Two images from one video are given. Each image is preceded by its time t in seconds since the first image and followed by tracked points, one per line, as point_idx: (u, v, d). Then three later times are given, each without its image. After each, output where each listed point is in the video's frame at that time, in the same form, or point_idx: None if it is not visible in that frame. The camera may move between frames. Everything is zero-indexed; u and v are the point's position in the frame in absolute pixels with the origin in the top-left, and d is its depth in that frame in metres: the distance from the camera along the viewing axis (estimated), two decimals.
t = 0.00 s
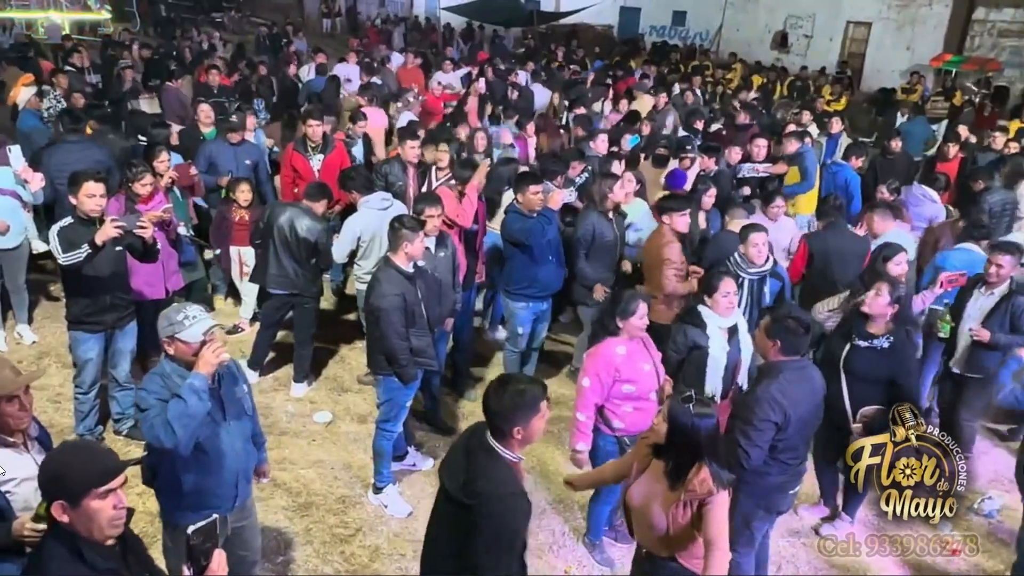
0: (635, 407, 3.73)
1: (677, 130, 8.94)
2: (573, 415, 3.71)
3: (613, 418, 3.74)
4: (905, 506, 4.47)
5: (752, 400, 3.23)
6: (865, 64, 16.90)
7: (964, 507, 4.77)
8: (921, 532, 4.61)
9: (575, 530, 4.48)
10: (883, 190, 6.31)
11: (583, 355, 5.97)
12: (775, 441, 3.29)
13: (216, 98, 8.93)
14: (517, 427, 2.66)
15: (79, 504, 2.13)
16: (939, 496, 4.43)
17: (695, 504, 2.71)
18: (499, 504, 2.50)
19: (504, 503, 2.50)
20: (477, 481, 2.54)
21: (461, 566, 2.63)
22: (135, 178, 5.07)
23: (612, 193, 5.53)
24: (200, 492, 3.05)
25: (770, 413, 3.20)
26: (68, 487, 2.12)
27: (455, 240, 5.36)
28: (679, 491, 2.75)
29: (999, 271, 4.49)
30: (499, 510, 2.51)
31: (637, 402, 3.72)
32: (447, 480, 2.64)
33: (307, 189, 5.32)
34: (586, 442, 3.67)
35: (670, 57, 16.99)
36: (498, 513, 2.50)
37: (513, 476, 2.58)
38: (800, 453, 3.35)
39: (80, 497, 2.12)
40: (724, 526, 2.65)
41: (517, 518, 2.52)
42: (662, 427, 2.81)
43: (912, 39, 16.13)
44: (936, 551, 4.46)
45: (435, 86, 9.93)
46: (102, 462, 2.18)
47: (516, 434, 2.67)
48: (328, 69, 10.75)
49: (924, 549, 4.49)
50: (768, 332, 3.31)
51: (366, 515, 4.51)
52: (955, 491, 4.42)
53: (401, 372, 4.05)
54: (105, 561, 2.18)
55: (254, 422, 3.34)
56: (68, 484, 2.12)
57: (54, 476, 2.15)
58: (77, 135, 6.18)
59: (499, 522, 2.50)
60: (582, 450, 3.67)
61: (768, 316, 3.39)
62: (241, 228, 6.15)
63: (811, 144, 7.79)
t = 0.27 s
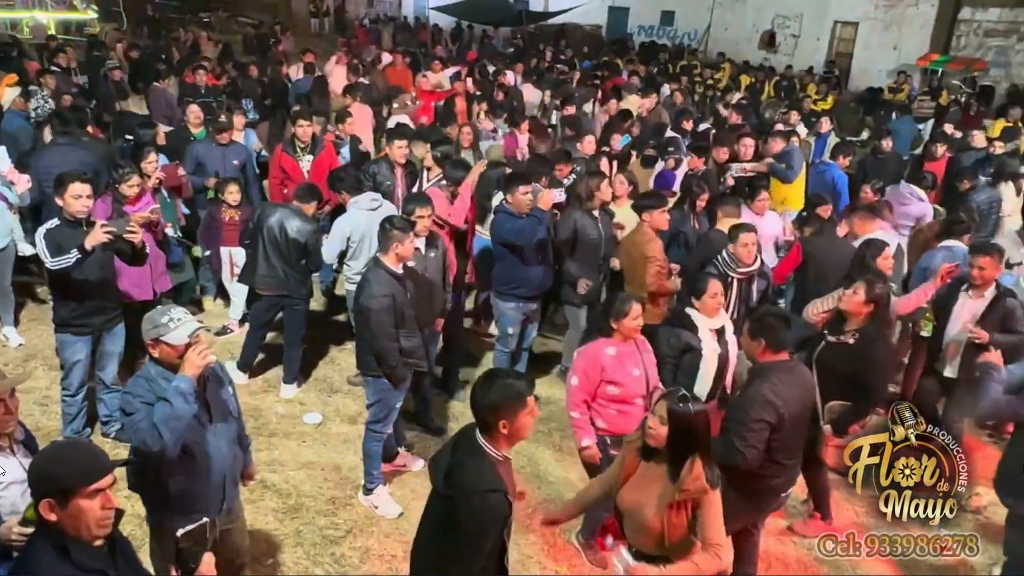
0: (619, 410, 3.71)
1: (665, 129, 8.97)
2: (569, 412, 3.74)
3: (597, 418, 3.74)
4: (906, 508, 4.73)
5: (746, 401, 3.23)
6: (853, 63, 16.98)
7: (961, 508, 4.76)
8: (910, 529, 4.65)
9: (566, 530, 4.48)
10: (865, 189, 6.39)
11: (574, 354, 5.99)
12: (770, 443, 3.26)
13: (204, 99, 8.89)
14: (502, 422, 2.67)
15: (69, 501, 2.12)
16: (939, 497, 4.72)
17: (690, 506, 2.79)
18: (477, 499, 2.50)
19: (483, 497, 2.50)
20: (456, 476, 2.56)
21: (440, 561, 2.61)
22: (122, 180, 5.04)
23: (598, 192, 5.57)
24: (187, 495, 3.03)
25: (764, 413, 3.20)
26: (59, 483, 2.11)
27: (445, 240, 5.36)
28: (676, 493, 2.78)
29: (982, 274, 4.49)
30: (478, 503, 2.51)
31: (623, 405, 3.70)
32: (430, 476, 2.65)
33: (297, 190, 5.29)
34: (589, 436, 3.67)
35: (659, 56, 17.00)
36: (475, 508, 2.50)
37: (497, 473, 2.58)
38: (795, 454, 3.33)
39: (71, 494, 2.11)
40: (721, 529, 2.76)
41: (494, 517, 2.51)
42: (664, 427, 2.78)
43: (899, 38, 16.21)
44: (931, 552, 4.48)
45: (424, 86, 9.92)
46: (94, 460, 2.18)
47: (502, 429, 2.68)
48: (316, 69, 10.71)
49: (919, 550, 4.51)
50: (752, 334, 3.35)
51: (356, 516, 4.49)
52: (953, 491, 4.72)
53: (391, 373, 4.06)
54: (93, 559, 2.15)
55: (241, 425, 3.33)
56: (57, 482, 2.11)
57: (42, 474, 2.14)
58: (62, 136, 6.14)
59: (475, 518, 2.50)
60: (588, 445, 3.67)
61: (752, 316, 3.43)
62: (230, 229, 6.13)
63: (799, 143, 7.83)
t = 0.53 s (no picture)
0: (611, 410, 3.73)
1: (652, 129, 8.99)
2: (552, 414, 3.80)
3: (589, 419, 3.75)
4: (906, 508, 4.76)
5: (727, 395, 3.25)
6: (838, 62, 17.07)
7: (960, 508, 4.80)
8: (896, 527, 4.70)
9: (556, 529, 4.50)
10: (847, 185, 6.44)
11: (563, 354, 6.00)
12: (749, 437, 3.29)
13: (190, 99, 8.84)
14: (497, 431, 2.66)
15: (42, 513, 2.10)
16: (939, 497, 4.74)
17: (680, 502, 2.80)
18: (477, 510, 2.51)
19: (484, 507, 2.51)
20: (455, 487, 2.56)
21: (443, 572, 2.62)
22: (106, 181, 5.00)
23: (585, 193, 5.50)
24: (175, 497, 3.03)
25: (743, 409, 3.22)
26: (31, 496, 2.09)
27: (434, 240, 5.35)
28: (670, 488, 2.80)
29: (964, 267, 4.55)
30: (481, 513, 2.52)
31: (615, 405, 3.72)
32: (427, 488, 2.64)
33: (284, 191, 5.28)
34: (561, 440, 3.75)
35: (646, 56, 17.02)
36: (476, 518, 2.50)
37: (493, 483, 2.59)
38: (776, 451, 3.36)
39: (43, 507, 2.10)
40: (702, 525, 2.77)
41: (494, 529, 2.52)
42: (659, 425, 2.77)
43: (883, 37, 16.31)
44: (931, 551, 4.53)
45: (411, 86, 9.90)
46: (69, 470, 2.17)
47: (497, 438, 2.68)
48: (302, 68, 10.67)
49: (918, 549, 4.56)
50: (746, 329, 3.33)
51: (346, 517, 4.48)
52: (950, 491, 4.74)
53: (380, 374, 4.05)
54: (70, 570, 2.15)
55: (229, 426, 3.31)
56: (33, 491, 2.09)
57: (19, 480, 2.12)
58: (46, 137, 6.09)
59: (476, 530, 2.51)
60: (558, 448, 3.76)
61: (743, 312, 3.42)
62: (218, 229, 6.10)
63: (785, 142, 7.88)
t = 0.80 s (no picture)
0: (605, 415, 3.75)
1: (638, 128, 9.01)
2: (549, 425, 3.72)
3: (583, 425, 3.75)
4: (905, 508, 4.87)
5: (703, 398, 3.27)
6: (822, 62, 17.16)
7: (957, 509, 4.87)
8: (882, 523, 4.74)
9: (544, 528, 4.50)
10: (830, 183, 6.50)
11: (550, 353, 6.00)
12: (724, 441, 3.29)
13: (174, 99, 8.78)
14: (491, 424, 2.67)
15: (12, 530, 2.08)
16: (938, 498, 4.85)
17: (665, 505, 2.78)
18: (490, 497, 2.52)
19: (493, 499, 2.52)
20: (460, 481, 2.54)
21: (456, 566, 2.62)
22: (89, 181, 4.96)
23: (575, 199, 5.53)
24: (159, 498, 3.00)
25: (717, 411, 3.22)
26: None
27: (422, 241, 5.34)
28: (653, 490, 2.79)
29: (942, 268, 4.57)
30: (489, 504, 2.53)
31: (609, 411, 3.74)
32: (425, 490, 2.61)
33: (270, 191, 5.26)
34: (563, 451, 3.66)
35: (631, 55, 17.05)
36: (490, 509, 2.50)
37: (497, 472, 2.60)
38: (756, 457, 3.34)
39: (11, 524, 2.08)
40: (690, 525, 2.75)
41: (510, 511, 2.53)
42: (647, 431, 2.79)
43: (867, 37, 16.42)
44: (931, 552, 4.53)
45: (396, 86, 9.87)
46: (38, 483, 2.15)
47: (492, 433, 2.69)
48: (288, 68, 10.61)
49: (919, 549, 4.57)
50: (722, 334, 3.37)
51: (333, 519, 4.46)
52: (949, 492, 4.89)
53: (368, 375, 4.04)
54: None
55: (214, 426, 3.30)
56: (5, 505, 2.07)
57: None
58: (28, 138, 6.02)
59: (492, 518, 2.51)
60: (560, 460, 3.66)
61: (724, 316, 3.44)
62: (204, 230, 6.07)
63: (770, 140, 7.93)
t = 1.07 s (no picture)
0: (595, 410, 3.74)
1: (620, 127, 9.03)
2: (552, 424, 3.72)
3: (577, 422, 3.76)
4: (904, 507, 4.70)
5: (692, 397, 3.29)
6: (802, 60, 17.28)
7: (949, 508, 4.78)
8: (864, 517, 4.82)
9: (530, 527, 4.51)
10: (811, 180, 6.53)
11: (534, 351, 6.01)
12: (715, 440, 3.29)
13: (151, 99, 8.69)
14: (491, 426, 2.68)
15: None
16: (939, 498, 4.41)
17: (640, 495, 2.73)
18: (488, 500, 2.50)
19: (493, 500, 2.51)
20: (460, 484, 2.53)
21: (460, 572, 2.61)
22: (66, 182, 4.91)
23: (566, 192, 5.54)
24: (140, 500, 2.98)
25: (707, 410, 3.24)
26: None
27: (405, 241, 5.33)
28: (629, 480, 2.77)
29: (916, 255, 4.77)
30: (488, 504, 2.51)
31: (603, 405, 3.74)
32: (421, 490, 2.60)
33: (251, 192, 5.23)
34: (579, 443, 3.69)
35: (612, 53, 17.09)
36: (489, 510, 2.50)
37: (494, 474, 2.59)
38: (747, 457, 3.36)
39: None
40: (663, 518, 2.58)
41: (507, 511, 2.53)
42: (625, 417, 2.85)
43: (845, 36, 16.56)
44: (931, 553, 4.42)
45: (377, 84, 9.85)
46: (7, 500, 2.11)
47: (491, 433, 2.69)
48: (267, 67, 10.55)
49: (919, 550, 4.45)
50: (713, 335, 3.40)
51: (316, 520, 4.44)
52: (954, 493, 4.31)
53: (353, 376, 4.03)
54: None
55: (197, 426, 3.28)
56: None
57: None
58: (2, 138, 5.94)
59: (488, 519, 2.50)
60: (578, 452, 3.69)
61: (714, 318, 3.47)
62: (184, 231, 6.02)
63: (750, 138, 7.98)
